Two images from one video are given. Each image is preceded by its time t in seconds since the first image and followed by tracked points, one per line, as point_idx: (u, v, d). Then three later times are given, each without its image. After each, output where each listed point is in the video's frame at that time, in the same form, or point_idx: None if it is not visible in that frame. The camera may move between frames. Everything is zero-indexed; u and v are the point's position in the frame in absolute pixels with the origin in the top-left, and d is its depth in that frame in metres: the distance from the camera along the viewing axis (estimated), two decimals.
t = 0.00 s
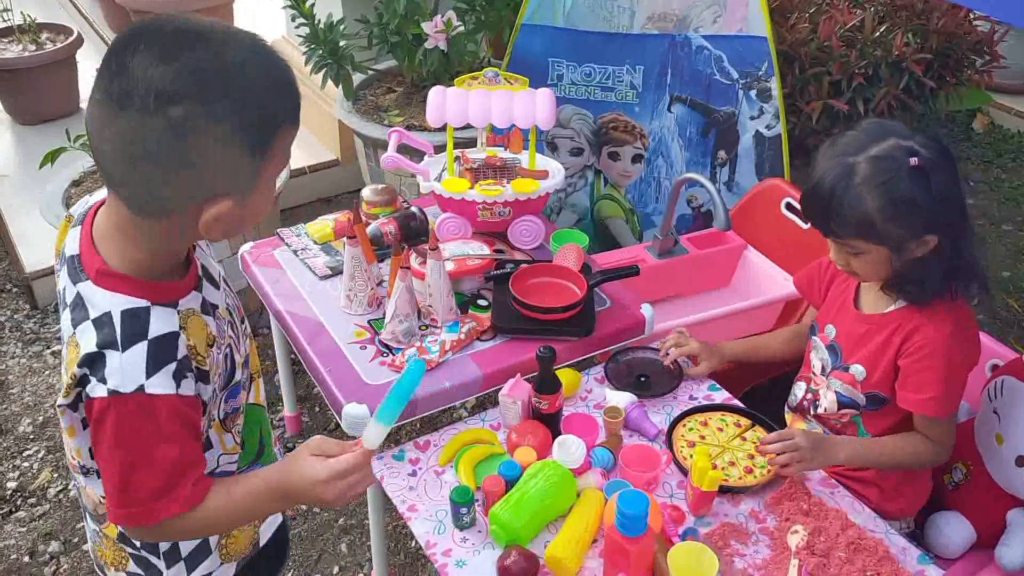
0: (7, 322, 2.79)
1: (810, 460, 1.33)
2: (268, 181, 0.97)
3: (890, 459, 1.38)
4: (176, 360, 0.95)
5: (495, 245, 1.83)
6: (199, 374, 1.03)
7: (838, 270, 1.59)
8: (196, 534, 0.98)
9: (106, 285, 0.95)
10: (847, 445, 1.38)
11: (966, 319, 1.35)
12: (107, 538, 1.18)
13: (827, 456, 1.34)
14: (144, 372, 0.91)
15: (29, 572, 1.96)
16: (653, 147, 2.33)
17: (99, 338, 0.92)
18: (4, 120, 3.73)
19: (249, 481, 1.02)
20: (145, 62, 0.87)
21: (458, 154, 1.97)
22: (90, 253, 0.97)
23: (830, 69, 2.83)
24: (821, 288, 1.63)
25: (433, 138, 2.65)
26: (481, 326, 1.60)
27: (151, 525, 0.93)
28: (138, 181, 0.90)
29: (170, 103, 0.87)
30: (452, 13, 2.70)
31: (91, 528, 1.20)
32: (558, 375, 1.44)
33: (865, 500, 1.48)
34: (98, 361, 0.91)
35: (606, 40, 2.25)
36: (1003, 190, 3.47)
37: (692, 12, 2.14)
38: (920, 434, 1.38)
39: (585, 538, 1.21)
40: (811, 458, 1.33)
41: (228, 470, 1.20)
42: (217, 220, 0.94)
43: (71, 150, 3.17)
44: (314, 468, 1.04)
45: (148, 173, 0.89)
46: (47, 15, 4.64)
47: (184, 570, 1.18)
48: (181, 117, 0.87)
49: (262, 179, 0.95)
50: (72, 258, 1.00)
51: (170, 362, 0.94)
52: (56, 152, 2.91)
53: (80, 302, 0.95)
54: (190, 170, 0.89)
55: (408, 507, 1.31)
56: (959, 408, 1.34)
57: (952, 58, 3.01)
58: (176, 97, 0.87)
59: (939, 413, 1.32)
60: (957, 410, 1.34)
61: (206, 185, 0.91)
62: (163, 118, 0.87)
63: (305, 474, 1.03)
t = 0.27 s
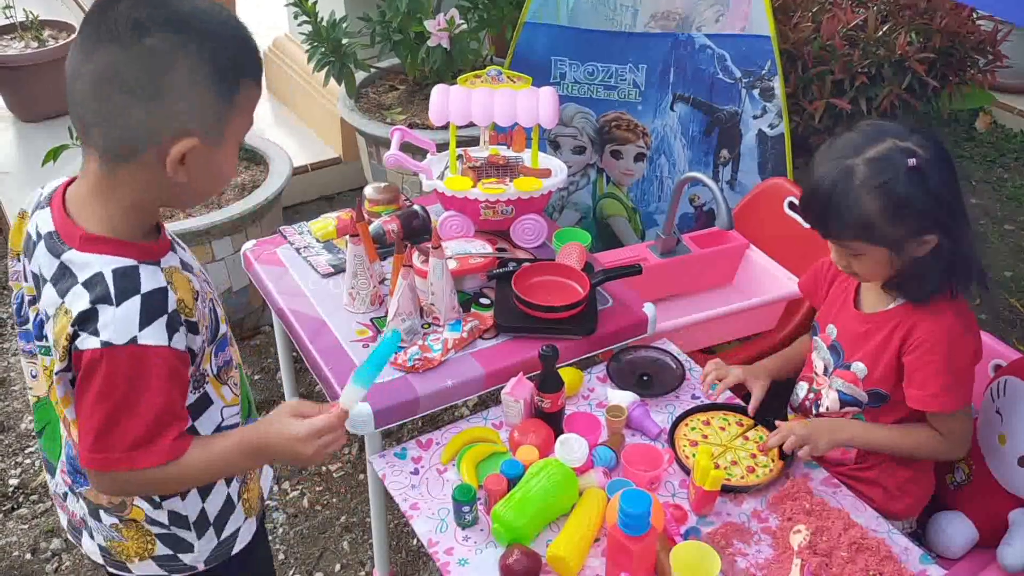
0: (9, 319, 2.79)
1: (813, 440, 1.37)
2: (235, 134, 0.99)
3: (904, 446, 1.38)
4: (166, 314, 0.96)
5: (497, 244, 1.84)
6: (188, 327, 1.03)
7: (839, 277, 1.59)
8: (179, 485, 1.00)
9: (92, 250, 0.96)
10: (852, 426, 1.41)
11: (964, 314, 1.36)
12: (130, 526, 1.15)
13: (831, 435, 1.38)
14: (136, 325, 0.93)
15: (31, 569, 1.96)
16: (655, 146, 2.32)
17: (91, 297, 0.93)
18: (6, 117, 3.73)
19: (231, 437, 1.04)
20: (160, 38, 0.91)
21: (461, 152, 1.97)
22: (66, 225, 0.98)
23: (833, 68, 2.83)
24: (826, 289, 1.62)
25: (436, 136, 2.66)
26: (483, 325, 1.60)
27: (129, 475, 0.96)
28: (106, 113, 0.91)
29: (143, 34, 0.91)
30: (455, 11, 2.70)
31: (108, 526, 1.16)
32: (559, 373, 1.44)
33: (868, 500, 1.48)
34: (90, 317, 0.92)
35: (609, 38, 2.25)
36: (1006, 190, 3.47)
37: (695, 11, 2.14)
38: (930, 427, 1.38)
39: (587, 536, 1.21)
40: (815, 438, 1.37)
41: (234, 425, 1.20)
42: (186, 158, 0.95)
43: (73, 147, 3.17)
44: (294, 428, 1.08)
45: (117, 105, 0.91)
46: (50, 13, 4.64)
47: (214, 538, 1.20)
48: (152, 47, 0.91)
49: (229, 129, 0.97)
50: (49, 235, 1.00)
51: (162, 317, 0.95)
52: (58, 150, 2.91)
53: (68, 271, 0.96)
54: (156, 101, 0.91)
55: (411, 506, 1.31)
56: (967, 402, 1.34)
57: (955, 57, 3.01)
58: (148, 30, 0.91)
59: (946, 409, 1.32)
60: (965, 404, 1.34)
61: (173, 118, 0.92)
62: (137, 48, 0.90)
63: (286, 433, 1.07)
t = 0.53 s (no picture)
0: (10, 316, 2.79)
1: (811, 433, 1.38)
2: (189, 97, 0.97)
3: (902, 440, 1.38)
4: (162, 256, 0.96)
5: (498, 241, 1.83)
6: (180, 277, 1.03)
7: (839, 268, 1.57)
8: (229, 413, 0.99)
9: (74, 212, 0.95)
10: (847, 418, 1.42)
11: (969, 312, 1.35)
12: (138, 497, 1.14)
13: (824, 428, 1.39)
14: (137, 267, 0.92)
15: (30, 566, 1.96)
16: (657, 143, 2.31)
17: (86, 251, 0.93)
18: (6, 113, 3.72)
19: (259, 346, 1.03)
20: (123, 22, 0.91)
21: (461, 148, 1.96)
22: (40, 196, 0.97)
23: (835, 65, 2.82)
24: (822, 280, 1.61)
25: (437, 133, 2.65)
26: (484, 322, 1.59)
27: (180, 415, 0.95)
28: (60, 70, 0.91)
29: None
30: (456, 7, 2.69)
31: (115, 501, 1.15)
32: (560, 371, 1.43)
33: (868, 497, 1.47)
34: (90, 273, 0.92)
35: (610, 34, 2.24)
36: (1009, 187, 3.46)
37: (698, 7, 2.14)
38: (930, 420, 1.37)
39: (587, 534, 1.20)
40: (809, 431, 1.38)
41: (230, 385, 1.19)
42: (138, 114, 0.93)
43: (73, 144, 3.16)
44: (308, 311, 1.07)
45: (69, 63, 0.90)
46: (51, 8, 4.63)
47: (220, 498, 1.19)
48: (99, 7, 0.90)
49: (181, 91, 0.95)
50: (25, 211, 0.98)
51: (156, 256, 0.95)
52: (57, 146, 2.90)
53: (54, 235, 0.95)
54: (103, 57, 0.90)
55: (411, 504, 1.30)
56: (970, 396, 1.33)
57: (958, 55, 3.00)
58: None
59: (949, 403, 1.31)
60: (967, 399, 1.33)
61: (119, 73, 0.91)
62: (81, 7, 0.90)
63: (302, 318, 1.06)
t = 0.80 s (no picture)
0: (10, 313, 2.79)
1: (807, 428, 1.38)
2: (194, 86, 0.96)
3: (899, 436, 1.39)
4: (174, 258, 0.95)
5: (498, 238, 1.83)
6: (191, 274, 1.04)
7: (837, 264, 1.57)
8: (241, 394, 1.02)
9: (89, 210, 0.96)
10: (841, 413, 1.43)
11: (969, 309, 1.35)
12: (153, 487, 1.14)
13: (820, 422, 1.39)
14: (148, 271, 0.92)
15: (31, 563, 1.96)
16: (657, 140, 2.32)
17: (97, 252, 0.93)
18: (6, 111, 3.72)
19: (262, 331, 1.05)
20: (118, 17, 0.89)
21: (461, 146, 1.96)
22: (57, 190, 0.98)
23: (835, 63, 2.82)
24: (821, 275, 1.62)
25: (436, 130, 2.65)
26: (484, 319, 1.59)
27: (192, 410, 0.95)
28: (61, 64, 0.92)
29: None
30: (456, 5, 2.69)
31: (131, 490, 1.15)
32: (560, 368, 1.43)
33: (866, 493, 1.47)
34: (101, 274, 0.92)
35: (610, 32, 2.24)
36: (1009, 185, 3.46)
37: (697, 5, 2.13)
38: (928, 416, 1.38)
39: (587, 531, 1.20)
40: (805, 425, 1.38)
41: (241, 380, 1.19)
42: (138, 108, 0.92)
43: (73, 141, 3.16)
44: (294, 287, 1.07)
45: (67, 58, 0.91)
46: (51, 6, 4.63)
47: (237, 490, 1.19)
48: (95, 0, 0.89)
49: (185, 79, 0.94)
50: (42, 203, 0.99)
51: (169, 259, 0.95)
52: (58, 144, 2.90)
53: (67, 232, 0.96)
54: (96, 51, 0.90)
55: (410, 501, 1.30)
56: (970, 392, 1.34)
57: (958, 52, 3.00)
58: None
59: (950, 399, 1.32)
60: (967, 395, 1.34)
61: (114, 67, 0.90)
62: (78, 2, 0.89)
63: (288, 293, 1.06)
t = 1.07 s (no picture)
0: (9, 310, 2.79)
1: (801, 429, 1.38)
2: (263, 101, 0.91)
3: (896, 435, 1.39)
4: (253, 292, 0.94)
5: (498, 236, 1.83)
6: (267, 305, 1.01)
7: (835, 257, 1.58)
8: (312, 402, 1.05)
9: (166, 239, 0.93)
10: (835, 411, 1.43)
11: (969, 307, 1.34)
12: (214, 501, 1.12)
13: (814, 421, 1.39)
14: (230, 305, 0.90)
15: (31, 560, 1.96)
16: (656, 137, 2.31)
17: (176, 288, 0.90)
18: (6, 108, 3.72)
19: (316, 339, 1.06)
20: (174, 33, 0.86)
21: (461, 143, 1.96)
22: (132, 215, 0.94)
23: (835, 60, 2.82)
24: (818, 270, 1.62)
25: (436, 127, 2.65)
26: (483, 317, 1.60)
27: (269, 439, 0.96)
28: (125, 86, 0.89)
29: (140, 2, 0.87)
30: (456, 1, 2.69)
31: (192, 504, 1.12)
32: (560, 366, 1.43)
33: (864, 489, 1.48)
34: (181, 308, 0.89)
35: (610, 29, 2.24)
36: (1008, 182, 3.46)
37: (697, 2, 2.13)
38: (924, 415, 1.38)
39: (587, 529, 1.20)
40: (800, 427, 1.38)
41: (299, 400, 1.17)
42: (204, 123, 0.89)
43: (72, 138, 3.16)
44: (333, 289, 1.06)
45: (127, 78, 0.88)
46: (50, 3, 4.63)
47: (296, 507, 1.17)
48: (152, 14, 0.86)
49: (251, 93, 0.90)
50: (115, 224, 0.95)
51: (248, 293, 0.93)
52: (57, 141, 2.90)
53: (141, 260, 0.92)
54: (155, 67, 0.87)
55: (410, 498, 1.30)
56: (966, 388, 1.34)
57: (958, 50, 3.01)
58: None
59: (947, 396, 1.32)
60: (963, 392, 1.34)
61: (173, 84, 0.87)
62: (135, 18, 0.87)
63: (330, 298, 1.05)
